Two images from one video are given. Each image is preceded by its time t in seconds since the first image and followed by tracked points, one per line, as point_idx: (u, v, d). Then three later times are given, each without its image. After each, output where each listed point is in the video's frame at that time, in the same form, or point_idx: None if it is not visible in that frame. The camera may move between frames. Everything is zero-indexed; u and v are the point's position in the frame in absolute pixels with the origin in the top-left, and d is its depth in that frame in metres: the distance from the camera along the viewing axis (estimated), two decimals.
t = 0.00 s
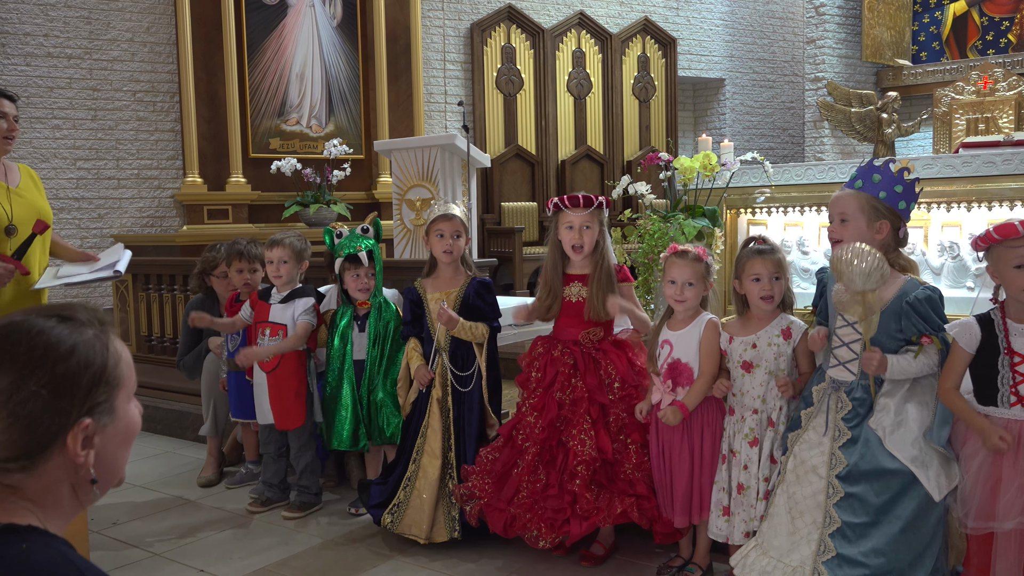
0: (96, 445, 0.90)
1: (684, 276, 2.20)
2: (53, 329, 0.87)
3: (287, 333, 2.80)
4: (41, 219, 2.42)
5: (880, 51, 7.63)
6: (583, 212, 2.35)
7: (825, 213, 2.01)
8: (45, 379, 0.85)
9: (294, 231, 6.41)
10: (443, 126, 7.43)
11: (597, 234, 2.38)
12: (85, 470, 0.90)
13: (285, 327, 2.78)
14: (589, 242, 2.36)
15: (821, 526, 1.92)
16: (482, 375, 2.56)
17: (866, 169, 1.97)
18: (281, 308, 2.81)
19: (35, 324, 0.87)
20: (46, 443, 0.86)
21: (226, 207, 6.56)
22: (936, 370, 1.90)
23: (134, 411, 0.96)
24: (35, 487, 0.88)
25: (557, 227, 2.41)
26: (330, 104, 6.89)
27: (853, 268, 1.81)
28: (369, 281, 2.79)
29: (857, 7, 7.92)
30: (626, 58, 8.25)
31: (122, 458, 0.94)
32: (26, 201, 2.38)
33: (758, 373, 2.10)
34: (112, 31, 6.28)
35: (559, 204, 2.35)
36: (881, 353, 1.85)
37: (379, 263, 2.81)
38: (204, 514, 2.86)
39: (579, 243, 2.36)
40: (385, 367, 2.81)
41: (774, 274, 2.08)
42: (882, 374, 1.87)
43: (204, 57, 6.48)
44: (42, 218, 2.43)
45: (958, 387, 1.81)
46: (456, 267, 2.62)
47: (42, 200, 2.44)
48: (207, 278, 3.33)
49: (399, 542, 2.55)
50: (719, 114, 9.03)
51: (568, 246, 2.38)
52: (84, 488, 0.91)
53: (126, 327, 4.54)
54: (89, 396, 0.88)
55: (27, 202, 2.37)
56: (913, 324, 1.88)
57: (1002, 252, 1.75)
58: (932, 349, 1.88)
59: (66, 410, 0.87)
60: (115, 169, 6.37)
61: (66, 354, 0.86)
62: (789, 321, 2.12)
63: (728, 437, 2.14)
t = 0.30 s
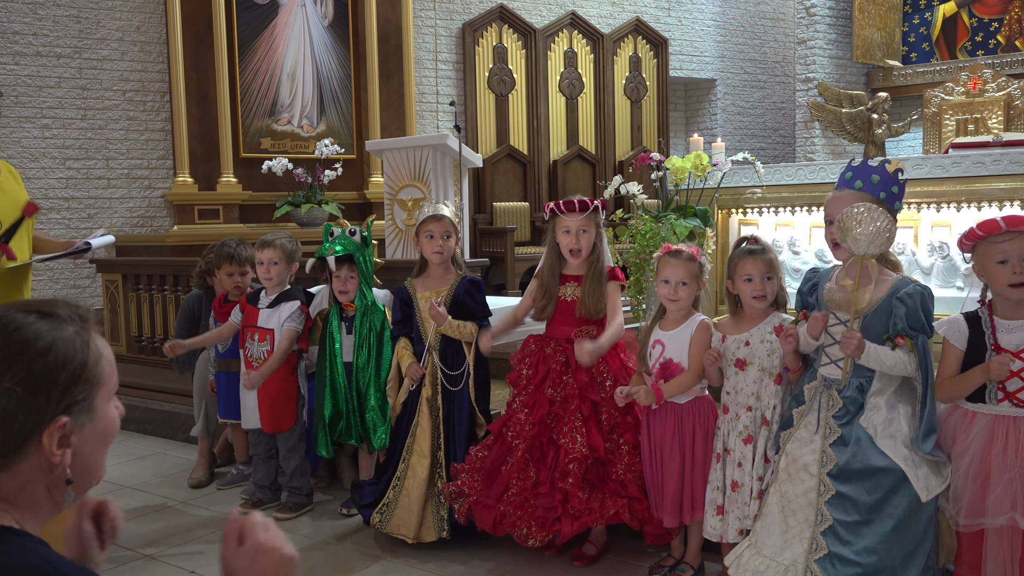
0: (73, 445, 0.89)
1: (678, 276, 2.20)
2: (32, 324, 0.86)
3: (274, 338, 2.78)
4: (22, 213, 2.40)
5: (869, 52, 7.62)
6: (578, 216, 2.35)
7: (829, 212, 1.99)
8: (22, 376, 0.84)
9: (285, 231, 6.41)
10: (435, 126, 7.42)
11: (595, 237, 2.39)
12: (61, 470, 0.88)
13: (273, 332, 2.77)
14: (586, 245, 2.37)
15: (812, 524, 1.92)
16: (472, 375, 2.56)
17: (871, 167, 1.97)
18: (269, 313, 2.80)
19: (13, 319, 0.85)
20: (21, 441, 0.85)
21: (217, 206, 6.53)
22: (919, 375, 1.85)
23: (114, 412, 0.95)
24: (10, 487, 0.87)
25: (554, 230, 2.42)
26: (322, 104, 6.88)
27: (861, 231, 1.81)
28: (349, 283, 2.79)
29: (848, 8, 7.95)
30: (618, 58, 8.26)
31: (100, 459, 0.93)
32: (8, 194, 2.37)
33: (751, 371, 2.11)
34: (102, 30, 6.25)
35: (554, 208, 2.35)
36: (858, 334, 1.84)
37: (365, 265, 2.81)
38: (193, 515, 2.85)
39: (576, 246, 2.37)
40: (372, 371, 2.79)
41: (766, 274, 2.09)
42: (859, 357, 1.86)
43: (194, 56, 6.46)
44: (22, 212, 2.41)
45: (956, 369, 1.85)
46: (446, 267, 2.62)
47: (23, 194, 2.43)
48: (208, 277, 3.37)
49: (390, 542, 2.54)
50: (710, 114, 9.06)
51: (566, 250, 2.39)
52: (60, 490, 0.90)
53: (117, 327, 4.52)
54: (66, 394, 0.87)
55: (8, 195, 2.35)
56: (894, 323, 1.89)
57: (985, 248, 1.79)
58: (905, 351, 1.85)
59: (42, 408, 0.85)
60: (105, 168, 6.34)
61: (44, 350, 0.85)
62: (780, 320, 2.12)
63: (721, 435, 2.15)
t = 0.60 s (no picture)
0: (62, 449, 0.91)
1: (671, 275, 2.21)
2: (22, 329, 0.87)
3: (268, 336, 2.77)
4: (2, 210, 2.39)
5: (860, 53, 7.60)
6: (567, 213, 2.35)
7: (831, 209, 1.96)
8: (12, 380, 0.86)
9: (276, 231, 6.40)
10: (427, 126, 7.41)
11: (583, 234, 2.39)
12: (50, 474, 0.91)
13: (266, 330, 2.76)
14: (574, 242, 2.37)
15: (804, 525, 1.91)
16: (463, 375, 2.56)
17: (867, 168, 1.97)
18: (261, 312, 2.79)
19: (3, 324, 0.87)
20: (12, 446, 0.87)
21: (208, 206, 6.51)
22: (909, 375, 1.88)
23: (102, 414, 0.97)
24: None
25: (542, 227, 2.42)
26: (313, 103, 6.87)
27: (799, 308, 1.86)
28: (341, 281, 2.77)
29: (839, 9, 7.98)
30: (610, 58, 8.27)
31: (88, 461, 0.95)
32: None
33: (744, 371, 2.10)
34: (92, 29, 6.22)
35: (543, 205, 2.35)
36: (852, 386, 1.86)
37: (357, 262, 2.79)
38: (183, 516, 2.83)
39: (564, 243, 2.36)
40: (364, 369, 2.80)
41: (759, 273, 2.09)
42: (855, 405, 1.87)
43: (185, 55, 6.43)
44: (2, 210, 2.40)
45: (961, 387, 1.81)
46: (438, 267, 2.62)
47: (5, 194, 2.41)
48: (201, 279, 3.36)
49: (381, 543, 2.54)
50: (702, 114, 9.09)
51: (553, 246, 2.39)
52: (48, 492, 0.92)
53: (107, 327, 4.50)
54: (56, 397, 0.89)
55: None
56: (885, 325, 1.91)
57: (973, 257, 1.79)
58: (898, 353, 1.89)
59: (33, 412, 0.88)
60: (95, 168, 6.31)
61: (34, 355, 0.87)
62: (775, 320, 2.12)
63: (714, 435, 2.15)
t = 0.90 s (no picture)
0: (58, 445, 0.91)
1: (662, 272, 2.21)
2: (16, 325, 0.87)
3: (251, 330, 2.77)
4: None
5: (852, 50, 7.64)
6: (559, 210, 2.35)
7: (829, 205, 1.95)
8: (8, 376, 0.86)
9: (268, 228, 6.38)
10: (419, 123, 7.40)
11: (574, 232, 2.39)
12: (46, 470, 0.91)
13: (249, 323, 2.77)
14: (564, 239, 2.37)
15: (795, 522, 1.93)
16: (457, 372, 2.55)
17: (864, 166, 1.99)
18: (246, 305, 2.80)
19: None
20: (8, 441, 0.87)
21: (200, 203, 6.48)
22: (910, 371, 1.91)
23: (96, 411, 0.97)
24: None
25: (533, 223, 2.41)
26: (306, 99, 6.84)
27: (823, 272, 1.80)
28: (337, 278, 2.78)
29: (831, 6, 8.00)
30: (603, 55, 8.26)
31: (82, 458, 0.95)
32: None
33: (738, 368, 2.12)
34: (81, 24, 6.18)
35: (535, 202, 2.35)
36: (856, 365, 1.85)
37: (354, 258, 2.79)
38: (176, 514, 2.83)
39: (556, 240, 2.36)
40: (359, 365, 2.79)
41: (753, 272, 2.09)
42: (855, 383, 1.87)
43: (176, 51, 6.40)
44: None
45: (934, 392, 1.83)
46: (430, 265, 2.62)
47: None
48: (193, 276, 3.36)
49: (375, 540, 2.54)
50: (694, 111, 9.10)
51: (544, 243, 2.38)
52: (44, 488, 0.92)
53: (98, 324, 4.48)
54: (52, 394, 0.89)
55: None
56: (892, 322, 1.89)
57: (963, 252, 1.80)
58: (906, 348, 1.88)
59: (29, 407, 0.88)
60: (86, 165, 6.28)
61: (30, 351, 0.87)
62: (766, 317, 2.14)
63: (706, 431, 2.16)
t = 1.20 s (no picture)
0: (37, 443, 0.91)
1: (653, 272, 2.21)
2: None
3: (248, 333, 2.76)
4: None
5: (846, 49, 7.71)
6: (554, 215, 2.35)
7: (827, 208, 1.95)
8: None
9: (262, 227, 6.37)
10: (413, 122, 7.39)
11: (570, 234, 2.40)
12: (25, 468, 0.90)
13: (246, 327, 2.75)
14: (562, 242, 2.37)
15: (789, 519, 1.93)
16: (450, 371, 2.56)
17: (857, 165, 1.98)
18: (243, 309, 2.78)
19: None
20: None
21: (193, 202, 6.47)
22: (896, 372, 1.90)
23: (78, 410, 0.97)
24: None
25: (529, 226, 2.42)
26: (299, 99, 6.83)
27: (835, 223, 1.88)
28: (335, 277, 2.78)
29: (824, 6, 8.02)
30: (597, 54, 8.27)
31: (63, 456, 0.95)
32: None
33: (731, 366, 2.12)
34: (74, 23, 6.16)
35: (530, 207, 2.35)
36: (840, 329, 1.86)
37: (350, 257, 2.78)
38: (168, 515, 2.82)
39: (552, 245, 2.37)
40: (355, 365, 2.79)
41: (744, 271, 2.09)
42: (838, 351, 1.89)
43: (169, 50, 6.39)
44: None
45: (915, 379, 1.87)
46: (423, 264, 2.61)
47: None
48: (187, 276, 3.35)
49: (367, 540, 2.53)
50: (688, 111, 9.11)
51: (542, 247, 2.39)
52: (23, 486, 0.91)
53: (91, 324, 4.46)
54: (31, 391, 0.89)
55: None
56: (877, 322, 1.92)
57: (954, 246, 1.81)
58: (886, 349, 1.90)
59: (8, 404, 0.87)
60: (78, 164, 6.26)
61: (9, 346, 0.87)
62: (758, 315, 2.14)
63: (700, 431, 2.16)
